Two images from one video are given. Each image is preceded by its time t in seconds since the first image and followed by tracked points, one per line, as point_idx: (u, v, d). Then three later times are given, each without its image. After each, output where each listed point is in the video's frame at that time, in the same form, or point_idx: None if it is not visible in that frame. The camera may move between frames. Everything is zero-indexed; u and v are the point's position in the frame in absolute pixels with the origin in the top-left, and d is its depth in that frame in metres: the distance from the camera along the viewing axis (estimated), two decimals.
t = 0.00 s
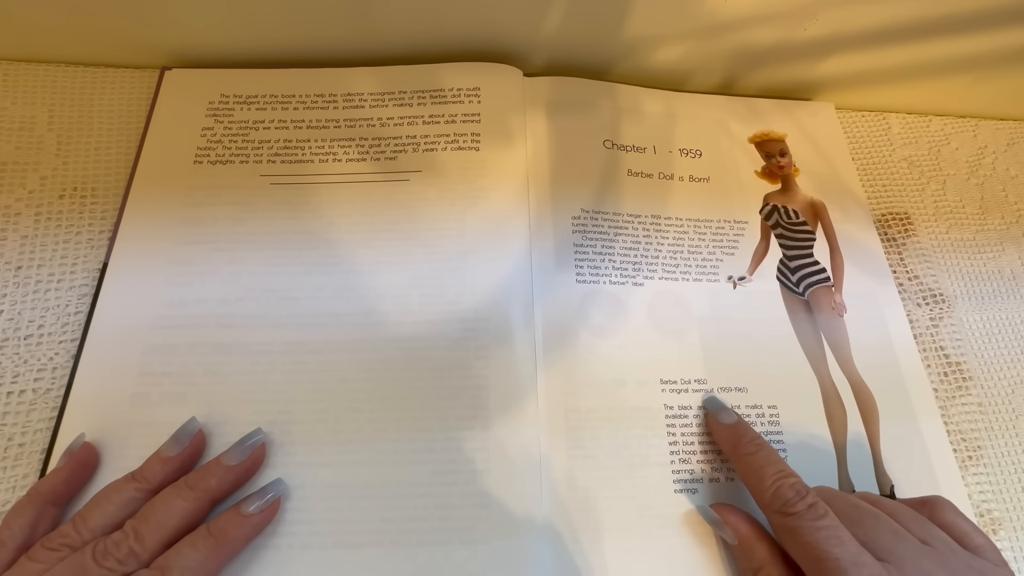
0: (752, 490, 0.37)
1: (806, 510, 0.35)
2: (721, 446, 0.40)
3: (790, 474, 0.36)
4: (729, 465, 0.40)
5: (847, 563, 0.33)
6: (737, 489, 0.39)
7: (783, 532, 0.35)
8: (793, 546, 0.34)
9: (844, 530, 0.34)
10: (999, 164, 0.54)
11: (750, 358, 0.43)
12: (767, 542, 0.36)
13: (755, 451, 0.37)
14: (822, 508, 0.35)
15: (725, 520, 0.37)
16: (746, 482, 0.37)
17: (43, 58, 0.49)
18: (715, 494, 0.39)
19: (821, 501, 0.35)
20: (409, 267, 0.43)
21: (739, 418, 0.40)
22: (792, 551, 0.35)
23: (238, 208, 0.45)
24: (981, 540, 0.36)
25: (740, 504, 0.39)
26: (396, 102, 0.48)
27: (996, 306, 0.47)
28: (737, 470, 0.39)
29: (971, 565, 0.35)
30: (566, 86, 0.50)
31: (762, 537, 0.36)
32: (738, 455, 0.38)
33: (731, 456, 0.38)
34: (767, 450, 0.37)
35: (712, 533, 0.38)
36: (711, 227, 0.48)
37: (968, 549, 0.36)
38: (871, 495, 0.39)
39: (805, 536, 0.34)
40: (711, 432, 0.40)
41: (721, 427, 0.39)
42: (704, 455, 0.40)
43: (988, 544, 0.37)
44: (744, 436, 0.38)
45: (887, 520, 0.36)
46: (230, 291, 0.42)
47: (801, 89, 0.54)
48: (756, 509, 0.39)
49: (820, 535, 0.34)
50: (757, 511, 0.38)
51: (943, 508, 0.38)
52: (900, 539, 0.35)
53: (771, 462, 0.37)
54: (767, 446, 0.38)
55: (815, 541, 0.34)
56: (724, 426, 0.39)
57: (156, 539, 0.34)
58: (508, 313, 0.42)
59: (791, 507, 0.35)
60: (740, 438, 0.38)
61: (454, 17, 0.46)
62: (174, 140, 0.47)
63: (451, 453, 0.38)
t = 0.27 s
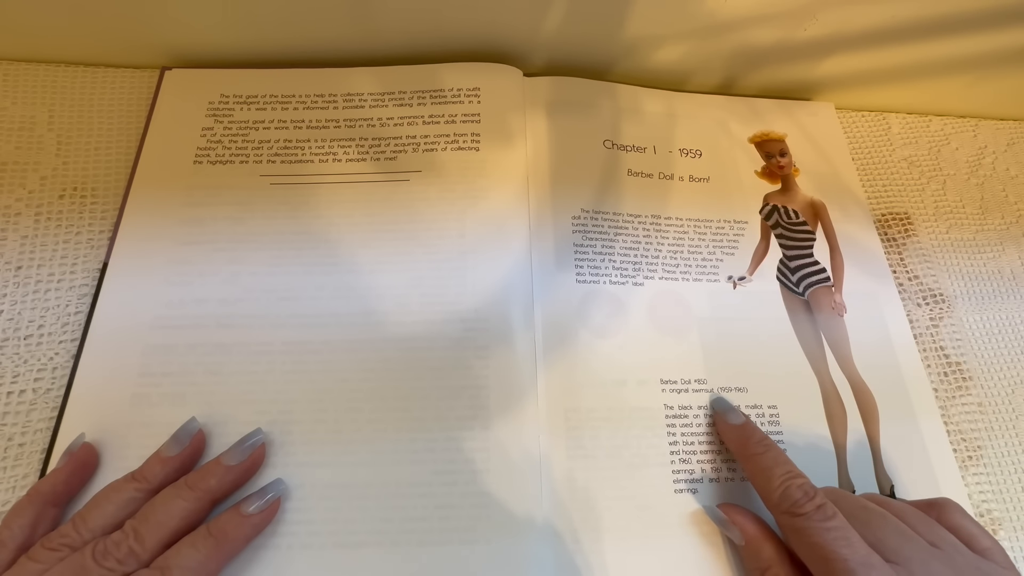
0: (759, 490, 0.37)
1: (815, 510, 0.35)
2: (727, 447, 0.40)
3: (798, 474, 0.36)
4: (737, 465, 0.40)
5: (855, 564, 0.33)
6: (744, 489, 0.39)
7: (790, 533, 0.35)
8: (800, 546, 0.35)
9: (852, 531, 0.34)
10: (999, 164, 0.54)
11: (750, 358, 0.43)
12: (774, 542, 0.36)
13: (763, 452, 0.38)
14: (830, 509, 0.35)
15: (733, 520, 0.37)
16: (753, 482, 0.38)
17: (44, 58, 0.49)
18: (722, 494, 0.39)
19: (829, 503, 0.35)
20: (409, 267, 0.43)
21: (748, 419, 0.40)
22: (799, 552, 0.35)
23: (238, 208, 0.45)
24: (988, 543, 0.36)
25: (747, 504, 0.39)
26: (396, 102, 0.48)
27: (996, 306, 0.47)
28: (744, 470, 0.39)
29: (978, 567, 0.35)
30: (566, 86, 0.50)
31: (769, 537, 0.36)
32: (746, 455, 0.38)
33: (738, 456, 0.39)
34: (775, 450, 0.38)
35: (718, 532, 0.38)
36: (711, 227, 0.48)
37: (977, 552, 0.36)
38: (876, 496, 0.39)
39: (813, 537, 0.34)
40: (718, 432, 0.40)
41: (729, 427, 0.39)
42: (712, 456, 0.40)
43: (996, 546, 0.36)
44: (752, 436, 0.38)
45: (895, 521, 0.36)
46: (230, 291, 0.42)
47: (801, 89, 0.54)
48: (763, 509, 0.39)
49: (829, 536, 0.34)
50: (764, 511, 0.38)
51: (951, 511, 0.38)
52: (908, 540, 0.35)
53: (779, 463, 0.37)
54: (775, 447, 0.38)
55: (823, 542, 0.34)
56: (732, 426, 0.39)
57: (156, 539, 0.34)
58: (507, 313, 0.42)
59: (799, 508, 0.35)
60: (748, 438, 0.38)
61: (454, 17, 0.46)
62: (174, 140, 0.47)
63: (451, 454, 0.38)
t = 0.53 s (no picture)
0: (766, 492, 0.37)
1: (821, 512, 0.35)
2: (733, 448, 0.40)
3: (804, 476, 0.36)
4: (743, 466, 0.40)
5: (862, 565, 0.33)
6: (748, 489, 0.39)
7: (797, 534, 0.35)
8: (806, 547, 0.35)
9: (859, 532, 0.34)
10: (999, 164, 0.54)
11: (750, 358, 0.43)
12: (780, 543, 0.36)
13: (770, 453, 0.37)
14: (837, 511, 0.35)
15: (739, 521, 0.37)
16: (759, 483, 0.38)
17: (43, 58, 0.49)
18: (728, 494, 0.39)
19: (836, 504, 0.35)
20: (410, 267, 0.43)
21: (753, 420, 0.40)
22: (805, 553, 0.35)
23: (238, 208, 0.45)
24: (994, 545, 0.36)
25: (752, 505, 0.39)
26: (396, 102, 0.48)
27: (996, 306, 0.47)
28: (749, 471, 0.39)
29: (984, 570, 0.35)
30: (566, 86, 0.50)
31: (775, 538, 0.36)
32: (752, 457, 0.38)
33: (744, 457, 0.38)
34: (781, 452, 0.38)
35: (723, 532, 0.38)
36: (711, 227, 0.48)
37: (982, 554, 0.36)
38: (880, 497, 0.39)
39: (819, 538, 0.34)
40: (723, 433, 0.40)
41: (734, 428, 0.39)
42: (717, 455, 0.40)
43: (1001, 549, 0.36)
44: (757, 438, 0.38)
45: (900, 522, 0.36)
46: (230, 291, 0.42)
47: (801, 89, 0.54)
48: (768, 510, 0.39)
49: (836, 538, 0.34)
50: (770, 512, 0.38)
51: (956, 513, 0.37)
52: (914, 542, 0.35)
53: (784, 464, 0.37)
54: (781, 448, 0.38)
55: (830, 543, 0.34)
56: (737, 428, 0.39)
57: (156, 539, 0.34)
58: (507, 314, 0.42)
59: (805, 509, 0.35)
60: (753, 440, 0.38)
61: (454, 17, 0.46)
62: (174, 140, 0.47)
63: (451, 454, 0.38)
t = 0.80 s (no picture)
0: (768, 492, 0.37)
1: (824, 512, 0.34)
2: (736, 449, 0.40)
3: (806, 476, 0.36)
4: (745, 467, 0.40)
5: (864, 566, 0.33)
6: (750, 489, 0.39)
7: (799, 535, 0.35)
8: (808, 548, 0.35)
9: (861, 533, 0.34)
10: (999, 164, 0.54)
11: (750, 358, 0.43)
12: (782, 543, 0.36)
13: (772, 453, 0.37)
14: (839, 511, 0.34)
15: (740, 521, 0.37)
16: (762, 483, 0.37)
17: (44, 59, 0.49)
18: (730, 494, 0.39)
19: (838, 505, 0.35)
20: (410, 267, 0.43)
21: (754, 421, 0.40)
22: (808, 554, 0.35)
23: (238, 208, 0.45)
24: (994, 546, 0.36)
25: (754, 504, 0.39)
26: (396, 102, 0.48)
27: (996, 306, 0.47)
28: (752, 471, 0.39)
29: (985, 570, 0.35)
30: (566, 86, 0.50)
31: (777, 538, 0.36)
32: (754, 457, 0.38)
33: (746, 458, 0.38)
34: (784, 452, 0.38)
35: (725, 532, 0.38)
36: (711, 227, 0.48)
37: (982, 555, 0.36)
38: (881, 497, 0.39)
39: (822, 538, 0.34)
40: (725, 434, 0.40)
41: (736, 429, 0.39)
42: (718, 455, 0.40)
43: (1001, 549, 0.36)
44: (759, 438, 0.38)
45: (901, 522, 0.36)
46: (230, 291, 0.42)
47: (801, 89, 0.54)
48: (770, 510, 0.39)
49: (838, 538, 0.34)
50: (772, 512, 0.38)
51: (956, 513, 0.38)
52: (915, 543, 0.35)
53: (787, 465, 0.37)
54: (783, 448, 0.38)
55: (832, 544, 0.34)
56: (740, 428, 0.39)
57: (156, 539, 0.34)
58: (507, 313, 0.42)
59: (808, 510, 0.35)
60: (756, 440, 0.38)
61: (455, 18, 0.46)
62: (174, 140, 0.47)
63: (451, 454, 0.38)
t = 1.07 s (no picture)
0: (770, 493, 0.37)
1: (826, 513, 0.34)
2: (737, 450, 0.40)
3: (808, 477, 0.36)
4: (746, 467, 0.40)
5: (867, 567, 0.33)
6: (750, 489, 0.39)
7: (801, 535, 0.35)
8: (810, 548, 0.34)
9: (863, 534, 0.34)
10: (999, 164, 0.54)
11: (750, 358, 0.43)
12: (784, 543, 0.36)
13: (774, 454, 0.37)
14: (841, 512, 0.35)
15: (742, 521, 0.37)
16: (763, 484, 0.37)
17: (44, 58, 0.49)
18: (731, 494, 0.39)
19: (840, 505, 0.35)
20: (410, 267, 0.43)
21: (756, 422, 0.40)
22: (810, 554, 0.35)
23: (238, 208, 0.45)
24: (994, 547, 0.36)
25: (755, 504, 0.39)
26: (396, 102, 0.48)
27: (996, 306, 0.47)
28: (753, 472, 0.39)
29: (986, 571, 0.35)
30: (566, 86, 0.50)
31: (779, 539, 0.36)
32: (755, 458, 0.38)
33: (748, 458, 0.38)
34: (785, 453, 0.38)
35: (725, 531, 0.38)
36: (711, 227, 0.48)
37: (982, 555, 0.36)
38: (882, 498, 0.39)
39: (824, 539, 0.34)
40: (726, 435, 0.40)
41: (738, 429, 0.39)
42: (719, 455, 0.40)
43: (1001, 550, 0.36)
44: (761, 439, 0.38)
45: (902, 522, 0.36)
46: (230, 291, 0.42)
47: (801, 89, 0.54)
48: (772, 510, 0.39)
49: (841, 539, 0.34)
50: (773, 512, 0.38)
51: (957, 514, 0.37)
52: (917, 544, 0.35)
53: (788, 465, 0.37)
54: (784, 449, 0.38)
55: (835, 545, 0.34)
56: (741, 429, 0.39)
57: (156, 539, 0.34)
58: (508, 314, 0.42)
59: (810, 510, 0.35)
60: (757, 441, 0.38)
61: (455, 17, 0.46)
62: (174, 139, 0.47)
63: (451, 454, 0.38)
